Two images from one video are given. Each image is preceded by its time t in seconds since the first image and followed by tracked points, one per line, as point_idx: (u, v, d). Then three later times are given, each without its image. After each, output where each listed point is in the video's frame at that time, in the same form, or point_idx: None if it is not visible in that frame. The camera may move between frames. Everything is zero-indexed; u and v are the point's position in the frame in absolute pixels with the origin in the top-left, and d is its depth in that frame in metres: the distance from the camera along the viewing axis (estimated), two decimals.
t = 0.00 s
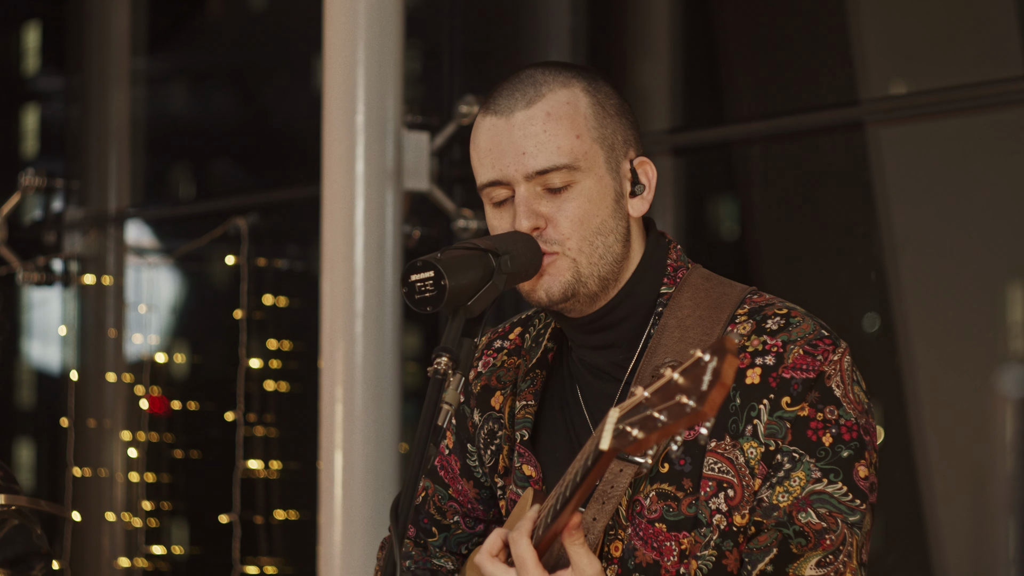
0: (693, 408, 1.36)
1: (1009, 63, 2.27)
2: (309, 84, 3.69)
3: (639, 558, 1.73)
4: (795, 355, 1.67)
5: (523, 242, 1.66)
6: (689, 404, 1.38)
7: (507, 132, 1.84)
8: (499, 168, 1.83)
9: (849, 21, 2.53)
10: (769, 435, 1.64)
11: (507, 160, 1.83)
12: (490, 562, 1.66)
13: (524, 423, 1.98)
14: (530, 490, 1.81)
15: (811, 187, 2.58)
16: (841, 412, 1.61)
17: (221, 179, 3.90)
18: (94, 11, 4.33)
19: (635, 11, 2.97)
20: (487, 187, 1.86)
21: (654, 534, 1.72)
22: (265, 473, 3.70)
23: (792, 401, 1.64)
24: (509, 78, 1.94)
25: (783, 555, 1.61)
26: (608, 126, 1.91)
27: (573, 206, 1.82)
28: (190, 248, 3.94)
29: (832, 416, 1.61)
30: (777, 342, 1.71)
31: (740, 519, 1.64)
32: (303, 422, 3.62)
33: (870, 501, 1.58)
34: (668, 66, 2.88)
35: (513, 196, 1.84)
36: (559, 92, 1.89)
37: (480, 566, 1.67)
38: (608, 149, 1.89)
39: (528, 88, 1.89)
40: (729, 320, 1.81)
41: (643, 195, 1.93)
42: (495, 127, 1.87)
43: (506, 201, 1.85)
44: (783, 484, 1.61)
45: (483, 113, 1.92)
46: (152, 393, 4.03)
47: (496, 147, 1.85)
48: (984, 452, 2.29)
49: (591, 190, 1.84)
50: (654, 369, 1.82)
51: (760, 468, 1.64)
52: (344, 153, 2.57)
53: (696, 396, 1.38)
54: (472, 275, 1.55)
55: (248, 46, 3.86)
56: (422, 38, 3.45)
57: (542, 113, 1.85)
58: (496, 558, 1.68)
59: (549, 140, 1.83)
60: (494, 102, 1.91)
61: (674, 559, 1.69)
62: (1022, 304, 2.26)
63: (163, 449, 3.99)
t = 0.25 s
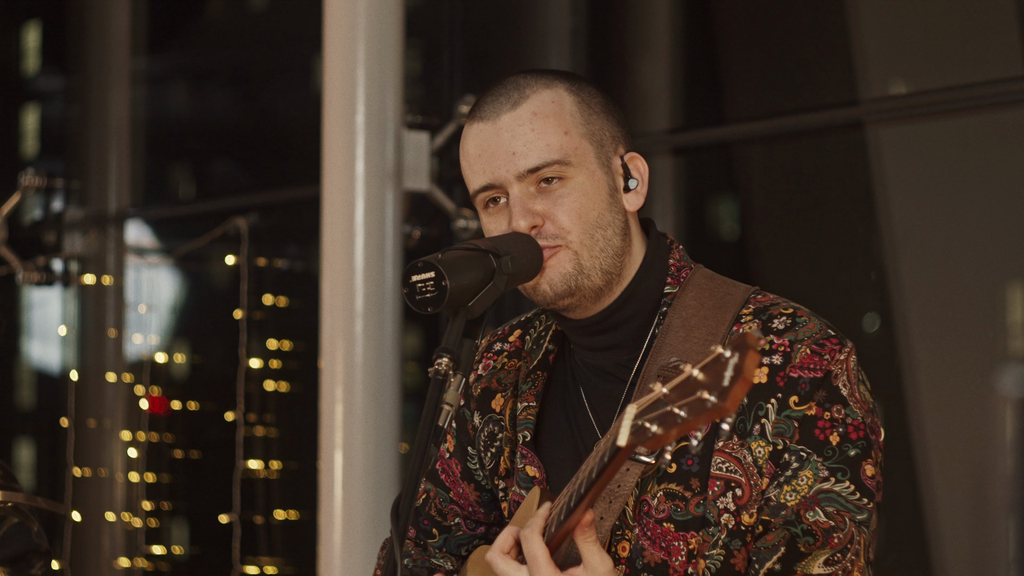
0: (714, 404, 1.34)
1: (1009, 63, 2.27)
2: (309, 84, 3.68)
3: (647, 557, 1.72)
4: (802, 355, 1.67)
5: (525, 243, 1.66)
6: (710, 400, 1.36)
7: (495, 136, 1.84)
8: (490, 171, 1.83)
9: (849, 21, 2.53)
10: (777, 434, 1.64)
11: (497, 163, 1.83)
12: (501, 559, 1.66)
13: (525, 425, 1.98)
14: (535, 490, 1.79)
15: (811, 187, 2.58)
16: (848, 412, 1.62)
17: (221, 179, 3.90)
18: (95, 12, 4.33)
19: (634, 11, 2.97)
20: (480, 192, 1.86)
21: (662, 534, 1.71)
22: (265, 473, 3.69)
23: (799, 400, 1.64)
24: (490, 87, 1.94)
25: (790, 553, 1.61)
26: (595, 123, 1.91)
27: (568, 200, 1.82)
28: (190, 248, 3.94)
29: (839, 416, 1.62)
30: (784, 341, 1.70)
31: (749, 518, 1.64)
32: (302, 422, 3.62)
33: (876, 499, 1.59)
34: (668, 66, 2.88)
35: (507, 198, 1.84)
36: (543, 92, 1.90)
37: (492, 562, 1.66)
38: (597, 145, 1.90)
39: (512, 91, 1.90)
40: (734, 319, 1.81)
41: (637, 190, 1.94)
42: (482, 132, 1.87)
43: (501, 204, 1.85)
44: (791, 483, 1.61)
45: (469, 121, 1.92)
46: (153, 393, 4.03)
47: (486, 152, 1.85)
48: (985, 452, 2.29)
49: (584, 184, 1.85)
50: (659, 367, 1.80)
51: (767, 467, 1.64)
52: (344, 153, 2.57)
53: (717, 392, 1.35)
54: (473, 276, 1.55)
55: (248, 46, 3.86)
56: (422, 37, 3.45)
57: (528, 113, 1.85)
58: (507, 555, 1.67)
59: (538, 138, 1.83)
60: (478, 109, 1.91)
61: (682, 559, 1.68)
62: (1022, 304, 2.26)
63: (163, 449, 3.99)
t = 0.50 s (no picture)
0: (728, 397, 1.34)
1: (1010, 64, 2.27)
2: (309, 84, 3.68)
3: (650, 554, 1.73)
4: (802, 351, 1.67)
5: (526, 243, 1.65)
6: (724, 393, 1.36)
7: (506, 136, 1.84)
8: (500, 172, 1.83)
9: (849, 21, 2.53)
10: (778, 430, 1.64)
11: (508, 165, 1.82)
12: (509, 557, 1.66)
13: (530, 423, 1.97)
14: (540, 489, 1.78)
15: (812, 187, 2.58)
16: (849, 408, 1.62)
17: (220, 179, 3.90)
18: (95, 12, 4.33)
19: (634, 11, 2.97)
20: (487, 193, 1.85)
21: (665, 532, 1.72)
22: (265, 473, 3.69)
23: (800, 395, 1.64)
24: (502, 85, 1.94)
25: (794, 550, 1.61)
26: (605, 126, 1.91)
27: (576, 206, 1.82)
28: (190, 248, 3.94)
29: (840, 411, 1.62)
30: (785, 337, 1.70)
31: (751, 514, 1.64)
32: (303, 422, 3.62)
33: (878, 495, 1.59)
34: (668, 66, 2.88)
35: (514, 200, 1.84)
36: (555, 94, 1.89)
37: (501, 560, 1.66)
38: (607, 149, 1.89)
39: (524, 92, 1.89)
40: (734, 316, 1.81)
41: (643, 195, 1.94)
42: (493, 132, 1.87)
43: (507, 205, 1.85)
44: (793, 479, 1.61)
45: (479, 119, 1.92)
46: (153, 393, 4.03)
47: (496, 152, 1.85)
48: (985, 452, 2.29)
49: (594, 189, 1.85)
50: (661, 365, 1.82)
51: (769, 463, 1.64)
52: (343, 153, 2.57)
53: (731, 386, 1.36)
54: (473, 276, 1.55)
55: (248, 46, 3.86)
56: (422, 38, 3.45)
57: (540, 116, 1.85)
58: (515, 552, 1.68)
59: (549, 142, 1.83)
60: (489, 108, 1.91)
61: (685, 557, 1.69)
62: (1022, 304, 2.26)
63: (163, 449, 3.99)
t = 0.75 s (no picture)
0: (734, 387, 1.35)
1: (1009, 63, 2.27)
2: (308, 84, 3.68)
3: (651, 554, 1.72)
4: (809, 354, 1.68)
5: (524, 241, 1.65)
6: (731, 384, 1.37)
7: (542, 122, 1.85)
8: (532, 157, 1.84)
9: (849, 21, 2.53)
10: (782, 432, 1.65)
11: (541, 150, 1.83)
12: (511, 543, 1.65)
13: (536, 419, 1.96)
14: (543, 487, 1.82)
15: (812, 186, 2.58)
16: (854, 413, 1.62)
17: (220, 179, 3.90)
18: (95, 12, 4.33)
19: (633, 10, 2.97)
20: (516, 175, 1.86)
21: (666, 530, 1.71)
22: (265, 473, 3.69)
23: (806, 399, 1.64)
24: (543, 68, 1.93)
25: (796, 553, 1.62)
26: (640, 123, 1.90)
27: (604, 201, 1.83)
28: (190, 248, 3.94)
29: (846, 416, 1.62)
30: (792, 340, 1.70)
31: (752, 515, 1.64)
32: (302, 422, 3.62)
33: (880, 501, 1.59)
34: (668, 66, 2.88)
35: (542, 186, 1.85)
36: (596, 85, 1.88)
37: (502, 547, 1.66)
38: (640, 145, 1.89)
39: (565, 79, 1.89)
40: (743, 319, 1.82)
41: (666, 196, 1.93)
42: (528, 116, 1.87)
43: (533, 190, 1.86)
44: (795, 482, 1.61)
45: (517, 99, 1.91)
46: (153, 393, 4.03)
47: (529, 136, 1.85)
48: (985, 452, 2.29)
49: (623, 186, 1.85)
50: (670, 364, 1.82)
51: (772, 465, 1.65)
52: (343, 152, 2.57)
53: (738, 376, 1.37)
54: (472, 275, 1.55)
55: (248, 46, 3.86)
56: (422, 38, 3.45)
57: (578, 106, 1.85)
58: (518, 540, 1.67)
59: (584, 133, 1.83)
60: (528, 90, 1.90)
61: (687, 555, 1.68)
62: (1022, 304, 2.26)
63: (163, 449, 3.99)
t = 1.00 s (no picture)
0: (754, 378, 1.37)
1: (1009, 63, 2.27)
2: (308, 84, 3.68)
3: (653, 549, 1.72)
4: (818, 351, 1.68)
5: (527, 243, 1.65)
6: (749, 374, 1.38)
7: (554, 119, 1.85)
8: (543, 154, 1.84)
9: (849, 21, 2.53)
10: (785, 426, 1.65)
11: (552, 147, 1.84)
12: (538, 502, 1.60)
13: (542, 413, 1.97)
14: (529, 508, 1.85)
15: (812, 186, 2.58)
16: (857, 414, 1.63)
17: (221, 179, 3.90)
18: (94, 11, 4.33)
19: (633, 11, 2.97)
20: (528, 172, 1.86)
21: (669, 527, 1.71)
22: (265, 473, 3.69)
23: (812, 394, 1.64)
24: (558, 65, 1.93)
25: (784, 545, 1.62)
26: (653, 122, 1.90)
27: (614, 199, 1.83)
28: (189, 248, 3.94)
29: (848, 416, 1.62)
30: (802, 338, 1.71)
31: (748, 508, 1.64)
32: (302, 422, 3.62)
33: (874, 502, 1.60)
34: (667, 66, 2.88)
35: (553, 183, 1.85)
36: (609, 84, 1.89)
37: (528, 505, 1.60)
38: (652, 145, 1.89)
39: (578, 77, 1.89)
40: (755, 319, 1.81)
41: (680, 195, 1.94)
42: (541, 113, 1.87)
43: (545, 187, 1.86)
44: (792, 475, 1.62)
45: (530, 96, 1.91)
46: (153, 393, 4.03)
47: (541, 134, 1.85)
48: (984, 452, 2.29)
49: (633, 184, 1.85)
50: (680, 361, 1.82)
51: (772, 458, 1.64)
52: (343, 152, 2.57)
53: (756, 367, 1.38)
54: (475, 276, 1.55)
55: (248, 46, 3.86)
56: (421, 38, 3.45)
57: (590, 104, 1.85)
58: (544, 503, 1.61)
59: (596, 131, 1.83)
60: (542, 87, 1.91)
61: (688, 551, 1.68)
62: (1022, 304, 2.26)
63: (163, 449, 3.99)
